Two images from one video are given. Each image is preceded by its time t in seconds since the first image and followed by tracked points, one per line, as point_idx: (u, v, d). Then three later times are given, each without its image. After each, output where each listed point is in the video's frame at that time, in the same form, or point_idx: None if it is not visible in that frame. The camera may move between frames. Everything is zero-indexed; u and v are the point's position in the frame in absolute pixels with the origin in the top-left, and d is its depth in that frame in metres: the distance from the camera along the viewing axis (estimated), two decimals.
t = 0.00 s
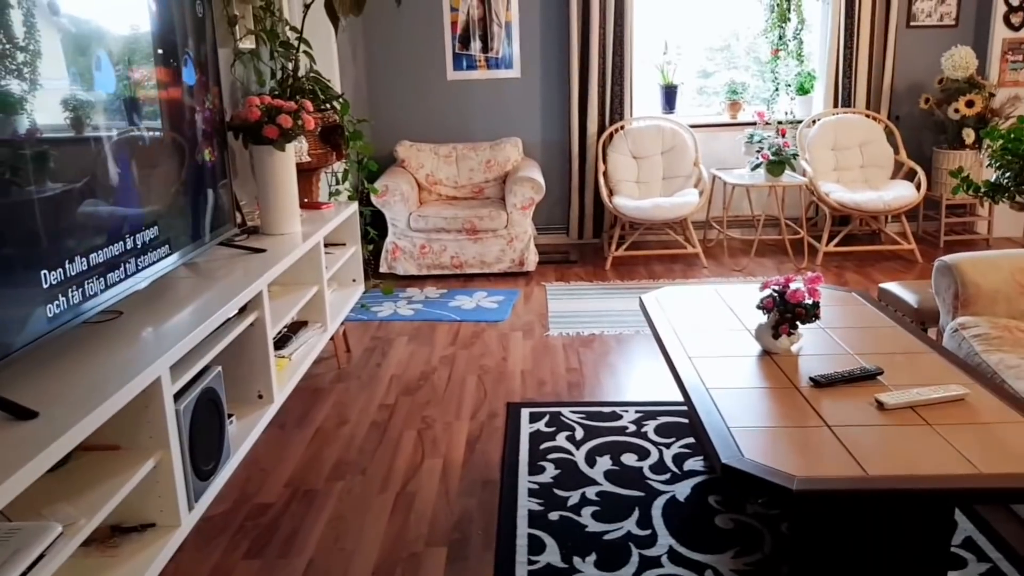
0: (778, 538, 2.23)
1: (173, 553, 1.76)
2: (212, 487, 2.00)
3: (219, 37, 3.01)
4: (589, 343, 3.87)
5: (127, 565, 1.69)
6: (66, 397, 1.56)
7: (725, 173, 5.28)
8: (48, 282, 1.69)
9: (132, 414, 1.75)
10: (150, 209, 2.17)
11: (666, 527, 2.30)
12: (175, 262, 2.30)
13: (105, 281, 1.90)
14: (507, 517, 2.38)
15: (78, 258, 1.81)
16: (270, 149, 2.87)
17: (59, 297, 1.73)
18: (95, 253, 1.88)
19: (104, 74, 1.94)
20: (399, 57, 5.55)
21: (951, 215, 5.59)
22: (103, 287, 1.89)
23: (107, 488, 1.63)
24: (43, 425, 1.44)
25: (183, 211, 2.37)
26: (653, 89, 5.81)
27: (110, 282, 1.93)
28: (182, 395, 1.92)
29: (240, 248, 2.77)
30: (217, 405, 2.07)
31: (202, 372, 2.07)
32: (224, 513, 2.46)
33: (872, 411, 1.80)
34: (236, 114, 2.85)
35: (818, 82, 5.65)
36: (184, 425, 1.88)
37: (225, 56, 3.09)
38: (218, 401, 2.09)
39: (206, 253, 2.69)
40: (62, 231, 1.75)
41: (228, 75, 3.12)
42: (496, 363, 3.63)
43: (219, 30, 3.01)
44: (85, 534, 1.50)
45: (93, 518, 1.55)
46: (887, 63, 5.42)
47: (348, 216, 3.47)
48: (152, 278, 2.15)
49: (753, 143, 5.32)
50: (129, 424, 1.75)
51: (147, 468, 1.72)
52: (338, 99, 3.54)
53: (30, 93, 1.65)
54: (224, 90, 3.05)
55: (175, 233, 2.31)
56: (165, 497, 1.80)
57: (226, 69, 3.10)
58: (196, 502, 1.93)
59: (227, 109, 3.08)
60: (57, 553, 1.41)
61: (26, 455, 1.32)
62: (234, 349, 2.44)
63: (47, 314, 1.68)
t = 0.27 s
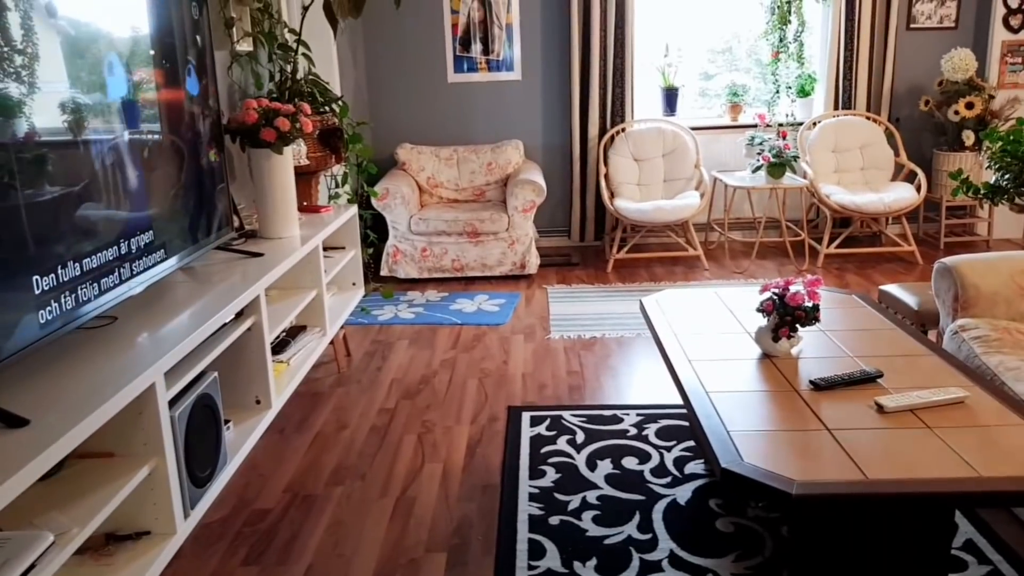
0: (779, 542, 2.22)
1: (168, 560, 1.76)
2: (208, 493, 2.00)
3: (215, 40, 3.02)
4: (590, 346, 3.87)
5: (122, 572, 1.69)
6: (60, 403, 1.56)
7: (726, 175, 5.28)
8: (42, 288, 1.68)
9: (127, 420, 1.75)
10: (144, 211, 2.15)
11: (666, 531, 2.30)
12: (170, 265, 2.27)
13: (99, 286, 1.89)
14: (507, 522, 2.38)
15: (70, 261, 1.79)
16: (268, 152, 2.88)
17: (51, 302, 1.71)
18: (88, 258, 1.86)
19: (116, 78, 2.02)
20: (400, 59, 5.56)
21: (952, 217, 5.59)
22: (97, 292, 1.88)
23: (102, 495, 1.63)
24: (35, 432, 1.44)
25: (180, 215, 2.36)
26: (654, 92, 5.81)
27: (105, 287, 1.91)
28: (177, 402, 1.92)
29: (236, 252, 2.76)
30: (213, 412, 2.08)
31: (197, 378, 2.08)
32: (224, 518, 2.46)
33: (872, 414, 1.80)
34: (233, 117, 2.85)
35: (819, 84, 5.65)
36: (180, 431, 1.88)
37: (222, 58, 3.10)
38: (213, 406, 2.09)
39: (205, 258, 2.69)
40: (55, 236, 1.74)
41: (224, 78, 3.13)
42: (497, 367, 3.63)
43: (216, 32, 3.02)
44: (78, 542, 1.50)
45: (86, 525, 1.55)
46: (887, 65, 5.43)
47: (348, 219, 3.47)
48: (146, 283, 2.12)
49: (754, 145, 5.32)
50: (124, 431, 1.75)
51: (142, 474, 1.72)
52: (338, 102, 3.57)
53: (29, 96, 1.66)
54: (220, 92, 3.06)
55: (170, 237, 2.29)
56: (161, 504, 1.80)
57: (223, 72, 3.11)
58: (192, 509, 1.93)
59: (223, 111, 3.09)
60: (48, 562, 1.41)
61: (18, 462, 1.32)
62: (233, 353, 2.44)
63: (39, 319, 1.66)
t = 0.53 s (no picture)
0: (785, 552, 2.19)
1: None
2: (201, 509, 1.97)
3: (210, 44, 2.99)
4: (592, 351, 3.84)
5: None
6: (47, 419, 1.53)
7: (728, 178, 5.25)
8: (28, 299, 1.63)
9: (117, 435, 1.72)
10: (137, 218, 2.10)
11: (671, 541, 2.27)
12: (164, 273, 2.23)
13: (90, 296, 1.84)
14: (508, 533, 2.34)
15: (57, 272, 1.73)
16: (264, 158, 2.85)
17: (39, 314, 1.66)
18: (79, 268, 1.81)
19: (136, 83, 2.13)
20: (399, 63, 5.54)
21: (955, 219, 5.56)
22: (87, 302, 1.83)
23: (91, 513, 1.60)
24: (20, 449, 1.41)
25: (174, 223, 2.31)
26: (654, 95, 5.79)
27: (96, 297, 1.86)
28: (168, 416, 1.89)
29: (232, 260, 2.73)
30: (206, 425, 2.04)
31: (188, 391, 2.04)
32: (222, 531, 2.44)
33: (880, 423, 1.77)
34: (229, 123, 2.83)
35: (821, 86, 5.62)
36: (172, 446, 1.85)
37: (218, 63, 3.07)
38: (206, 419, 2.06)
39: (200, 266, 2.66)
40: (45, 246, 1.70)
41: (220, 82, 3.11)
42: (498, 373, 3.60)
43: (211, 37, 2.99)
44: (65, 562, 1.47)
45: (74, 545, 1.51)
46: (890, 67, 5.39)
47: (347, 224, 3.44)
48: (138, 293, 2.07)
49: (755, 148, 5.31)
50: (114, 446, 1.72)
51: (132, 490, 1.69)
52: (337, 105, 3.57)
53: (28, 102, 1.64)
54: (216, 97, 3.04)
55: (163, 245, 2.24)
56: (151, 522, 1.76)
57: (218, 76, 3.09)
58: (185, 525, 1.90)
59: (219, 115, 3.06)
60: None
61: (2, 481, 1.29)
62: (230, 362, 2.41)
63: (26, 331, 1.62)
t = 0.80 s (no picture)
0: (784, 565, 2.16)
1: None
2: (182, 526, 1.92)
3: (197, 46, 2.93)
4: (585, 357, 3.80)
5: None
6: (21, 433, 1.48)
7: (722, 183, 5.22)
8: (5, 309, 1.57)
9: (95, 449, 1.67)
10: (120, 223, 2.05)
11: (667, 554, 2.23)
12: (148, 281, 2.17)
13: (69, 304, 1.78)
14: (501, 546, 2.30)
15: (35, 280, 1.68)
16: (254, 161, 2.80)
17: (15, 323, 1.60)
18: (58, 275, 1.76)
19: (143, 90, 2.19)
20: (392, 65, 5.50)
21: (949, 223, 5.54)
22: (65, 311, 1.77)
23: (67, 531, 1.55)
24: None
25: (160, 229, 2.26)
26: (648, 98, 5.76)
27: (75, 306, 1.81)
28: (148, 429, 1.85)
29: (218, 266, 2.68)
30: (188, 439, 2.00)
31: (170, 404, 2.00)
32: (209, 544, 2.39)
33: (882, 436, 1.74)
34: (218, 125, 2.78)
35: (815, 90, 5.60)
36: (152, 460, 1.80)
37: (206, 64, 3.03)
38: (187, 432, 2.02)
39: (186, 272, 2.60)
40: (25, 253, 1.65)
41: (209, 84, 3.06)
42: (491, 380, 3.56)
43: (199, 38, 2.94)
44: None
45: (49, 564, 1.46)
46: (884, 71, 5.38)
47: (338, 228, 3.40)
48: (118, 302, 2.00)
49: (749, 152, 5.28)
50: (92, 461, 1.67)
51: (110, 507, 1.64)
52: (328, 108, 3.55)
53: (16, 103, 1.62)
54: (203, 99, 2.98)
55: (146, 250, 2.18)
56: (130, 541, 1.71)
57: (207, 78, 3.04)
58: (165, 543, 1.85)
59: (206, 117, 3.00)
60: None
61: None
62: (217, 371, 2.36)
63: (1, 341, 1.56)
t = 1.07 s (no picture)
0: None
1: None
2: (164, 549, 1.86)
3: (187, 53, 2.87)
4: (579, 369, 3.75)
5: None
6: None
7: (717, 192, 5.19)
8: None
9: (75, 470, 1.61)
10: (105, 233, 1.99)
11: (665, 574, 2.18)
12: (133, 294, 2.11)
13: (49, 318, 1.73)
14: (495, 565, 2.25)
15: (14, 294, 1.62)
16: (244, 170, 2.76)
17: None
18: (36, 289, 1.70)
19: (149, 94, 2.26)
20: (385, 74, 5.45)
21: (944, 233, 5.52)
22: (46, 325, 1.71)
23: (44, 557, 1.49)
24: None
25: (146, 239, 2.21)
26: (642, 107, 5.73)
27: (56, 320, 1.75)
28: (130, 449, 1.79)
29: (205, 277, 2.63)
30: (172, 459, 1.94)
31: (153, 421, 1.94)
32: (195, 564, 2.32)
33: (886, 454, 1.70)
34: (207, 133, 2.73)
35: (809, 100, 5.56)
36: (134, 481, 1.74)
37: (196, 72, 2.97)
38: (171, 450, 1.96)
39: (173, 284, 2.55)
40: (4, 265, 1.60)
41: (198, 92, 3.00)
42: (484, 392, 3.51)
43: (189, 46, 2.89)
44: None
45: None
46: (878, 81, 5.37)
47: (328, 237, 3.35)
48: (100, 316, 1.94)
49: (744, 162, 5.21)
50: (72, 483, 1.61)
51: (90, 532, 1.58)
52: (319, 117, 3.50)
53: (5, 110, 1.60)
54: (193, 107, 2.93)
55: (131, 261, 2.12)
56: (110, 566, 1.65)
57: (197, 86, 2.98)
58: (147, 567, 1.79)
59: (195, 125, 2.95)
60: None
61: None
62: (203, 386, 2.31)
63: None
